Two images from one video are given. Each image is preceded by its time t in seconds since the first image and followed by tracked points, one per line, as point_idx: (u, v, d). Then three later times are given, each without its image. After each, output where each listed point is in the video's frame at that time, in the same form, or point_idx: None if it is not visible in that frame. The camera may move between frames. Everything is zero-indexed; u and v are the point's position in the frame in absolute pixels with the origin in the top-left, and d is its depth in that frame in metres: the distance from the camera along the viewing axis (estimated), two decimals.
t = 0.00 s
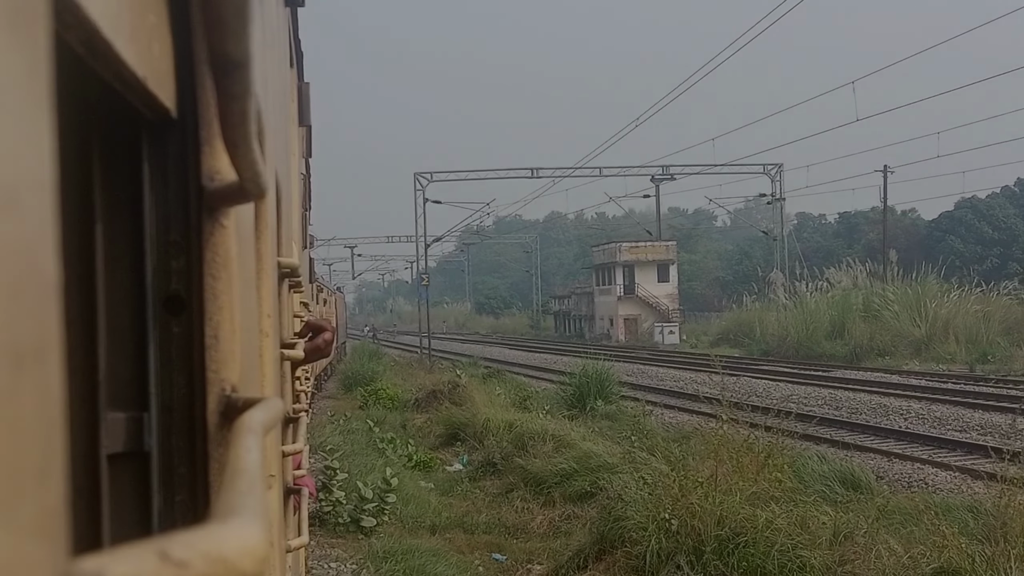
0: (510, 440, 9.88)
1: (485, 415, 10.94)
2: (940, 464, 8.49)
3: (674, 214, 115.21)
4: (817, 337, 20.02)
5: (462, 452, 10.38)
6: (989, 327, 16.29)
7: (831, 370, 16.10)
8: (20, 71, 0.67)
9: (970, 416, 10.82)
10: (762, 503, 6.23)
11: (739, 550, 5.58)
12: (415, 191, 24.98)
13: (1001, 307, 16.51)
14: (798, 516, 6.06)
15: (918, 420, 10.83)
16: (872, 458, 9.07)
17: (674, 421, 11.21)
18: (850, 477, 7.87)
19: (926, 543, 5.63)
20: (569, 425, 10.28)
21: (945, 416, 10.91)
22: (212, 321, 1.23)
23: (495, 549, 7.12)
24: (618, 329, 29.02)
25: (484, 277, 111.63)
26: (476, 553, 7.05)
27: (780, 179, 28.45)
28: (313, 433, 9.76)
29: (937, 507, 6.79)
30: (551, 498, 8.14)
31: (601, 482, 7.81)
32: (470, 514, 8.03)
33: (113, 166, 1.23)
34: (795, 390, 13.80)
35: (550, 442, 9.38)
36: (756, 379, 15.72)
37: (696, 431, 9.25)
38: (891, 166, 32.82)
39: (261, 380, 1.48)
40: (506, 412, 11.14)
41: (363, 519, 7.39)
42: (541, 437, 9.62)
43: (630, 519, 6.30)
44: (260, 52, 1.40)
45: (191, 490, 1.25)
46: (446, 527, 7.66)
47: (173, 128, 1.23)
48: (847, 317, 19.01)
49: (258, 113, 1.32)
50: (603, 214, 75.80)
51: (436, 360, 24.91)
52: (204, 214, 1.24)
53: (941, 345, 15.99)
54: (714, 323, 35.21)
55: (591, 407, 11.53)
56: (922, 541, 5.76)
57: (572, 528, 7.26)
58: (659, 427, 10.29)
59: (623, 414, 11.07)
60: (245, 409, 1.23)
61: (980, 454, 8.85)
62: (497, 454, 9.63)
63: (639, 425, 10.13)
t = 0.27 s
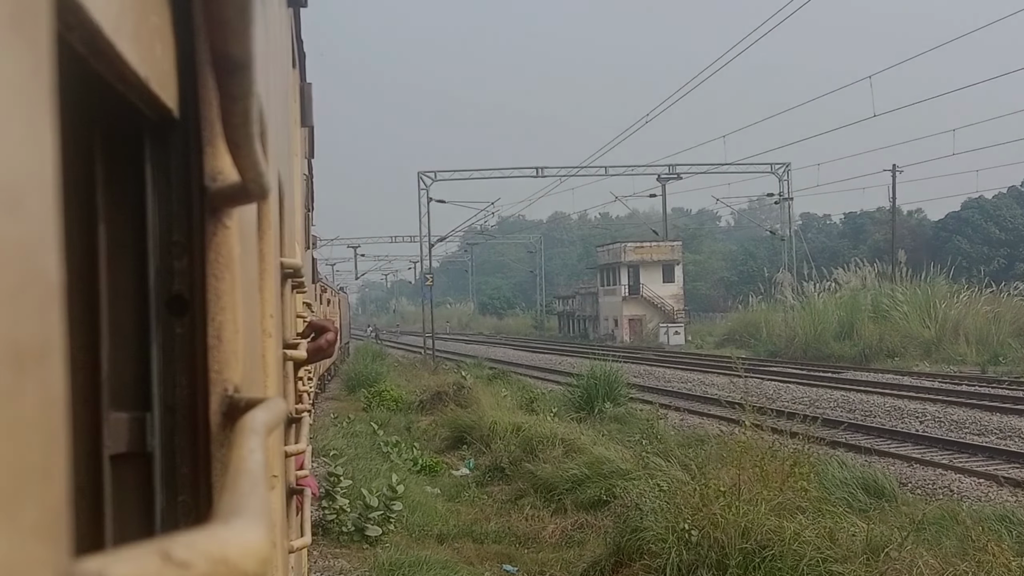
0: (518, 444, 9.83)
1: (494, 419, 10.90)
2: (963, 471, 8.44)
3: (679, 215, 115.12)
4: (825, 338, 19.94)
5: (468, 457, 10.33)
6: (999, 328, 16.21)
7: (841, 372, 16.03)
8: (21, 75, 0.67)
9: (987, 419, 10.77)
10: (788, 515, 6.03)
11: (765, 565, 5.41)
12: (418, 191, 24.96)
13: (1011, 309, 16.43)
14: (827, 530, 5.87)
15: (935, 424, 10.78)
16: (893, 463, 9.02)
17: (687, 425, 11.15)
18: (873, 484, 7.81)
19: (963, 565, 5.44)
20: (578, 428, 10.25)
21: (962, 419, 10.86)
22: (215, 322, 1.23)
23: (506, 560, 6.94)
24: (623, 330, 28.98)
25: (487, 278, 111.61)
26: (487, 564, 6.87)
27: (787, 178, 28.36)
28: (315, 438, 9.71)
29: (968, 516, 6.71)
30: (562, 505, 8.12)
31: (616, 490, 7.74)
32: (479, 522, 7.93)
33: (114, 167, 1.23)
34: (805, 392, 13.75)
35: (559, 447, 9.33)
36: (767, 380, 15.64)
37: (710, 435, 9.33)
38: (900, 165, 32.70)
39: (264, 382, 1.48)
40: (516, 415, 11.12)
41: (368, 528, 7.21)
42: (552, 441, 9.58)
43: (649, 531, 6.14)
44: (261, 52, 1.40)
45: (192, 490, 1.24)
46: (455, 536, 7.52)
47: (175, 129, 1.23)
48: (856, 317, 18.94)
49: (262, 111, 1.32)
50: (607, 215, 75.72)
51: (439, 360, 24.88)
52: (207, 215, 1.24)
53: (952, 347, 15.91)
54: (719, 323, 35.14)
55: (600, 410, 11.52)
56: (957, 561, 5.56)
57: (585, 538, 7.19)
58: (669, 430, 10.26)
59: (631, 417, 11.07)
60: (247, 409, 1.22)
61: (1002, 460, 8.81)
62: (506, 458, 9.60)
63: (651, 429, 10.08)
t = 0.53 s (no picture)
0: (526, 448, 9.70)
1: (503, 421, 10.82)
2: (987, 477, 8.37)
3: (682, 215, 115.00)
4: (834, 339, 19.85)
5: (475, 460, 10.20)
6: (1011, 329, 16.12)
7: (852, 373, 15.94)
8: (21, 74, 0.67)
9: (1006, 423, 10.71)
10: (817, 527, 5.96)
11: None
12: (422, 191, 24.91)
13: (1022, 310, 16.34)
14: (857, 544, 5.81)
15: (953, 427, 10.71)
16: (915, 468, 8.93)
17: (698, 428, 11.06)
18: (897, 492, 7.63)
19: None
20: (586, 430, 10.16)
21: (980, 423, 10.80)
22: (218, 322, 1.22)
23: (516, 570, 6.57)
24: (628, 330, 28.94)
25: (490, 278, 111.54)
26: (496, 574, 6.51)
27: (796, 177, 28.25)
28: (320, 443, 9.56)
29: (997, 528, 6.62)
30: (574, 513, 7.83)
31: (628, 497, 7.53)
32: (488, 530, 7.59)
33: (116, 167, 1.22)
34: (816, 394, 13.66)
35: (570, 451, 9.16)
36: (779, 381, 15.49)
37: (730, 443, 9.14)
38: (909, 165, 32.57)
39: (267, 383, 1.48)
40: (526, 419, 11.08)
41: (374, 538, 7.04)
42: (562, 445, 9.42)
43: (668, 542, 6.02)
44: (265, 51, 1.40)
45: (196, 491, 1.23)
46: (461, 545, 7.19)
47: (178, 130, 1.23)
48: (865, 318, 18.87)
49: (264, 114, 1.32)
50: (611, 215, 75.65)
51: (443, 361, 24.81)
52: (211, 215, 1.24)
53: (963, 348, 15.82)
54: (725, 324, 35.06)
55: (608, 412, 11.49)
56: None
57: (599, 549, 6.84)
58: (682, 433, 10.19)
59: (642, 420, 11.04)
60: (250, 410, 1.22)
61: None
62: (513, 463, 9.43)
63: (662, 432, 9.98)
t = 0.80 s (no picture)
0: (534, 452, 9.59)
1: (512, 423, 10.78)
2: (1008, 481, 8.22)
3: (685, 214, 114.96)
4: (841, 339, 19.78)
5: (480, 464, 10.11)
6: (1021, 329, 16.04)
7: (861, 374, 15.87)
8: (22, 72, 0.67)
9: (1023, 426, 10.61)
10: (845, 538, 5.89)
11: None
12: (425, 191, 24.89)
13: None
14: (889, 554, 5.72)
15: (969, 430, 10.61)
16: (934, 472, 8.80)
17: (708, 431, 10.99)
18: (922, 498, 7.51)
19: None
20: (591, 433, 10.13)
21: (996, 426, 10.70)
22: (218, 322, 1.24)
23: None
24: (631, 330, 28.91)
25: (493, 278, 111.52)
26: None
27: (802, 176, 28.18)
28: (322, 447, 9.49)
29: None
30: (583, 520, 7.73)
31: (643, 504, 7.42)
32: (497, 538, 7.49)
33: (118, 168, 1.22)
34: (826, 396, 13.60)
35: (579, 455, 9.04)
36: (787, 383, 15.45)
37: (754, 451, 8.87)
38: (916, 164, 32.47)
39: (269, 381, 1.48)
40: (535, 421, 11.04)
41: (377, 547, 6.73)
42: (574, 448, 9.28)
43: (690, 554, 5.97)
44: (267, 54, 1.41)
45: (198, 492, 1.24)
46: (469, 555, 7.02)
47: (180, 129, 1.23)
48: (873, 318, 18.79)
49: (266, 114, 1.33)
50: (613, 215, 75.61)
51: (446, 362, 24.79)
52: (212, 216, 1.25)
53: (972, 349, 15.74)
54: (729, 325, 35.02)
55: (615, 414, 11.48)
56: None
57: (613, 558, 6.73)
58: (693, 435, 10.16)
59: (650, 423, 11.02)
60: (252, 410, 1.24)
61: None
62: (521, 467, 9.29)
63: (672, 436, 9.91)
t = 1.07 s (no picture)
0: (542, 457, 9.35)
1: (521, 425, 10.67)
2: None
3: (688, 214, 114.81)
4: (849, 340, 19.68)
5: (487, 468, 9.97)
6: None
7: (872, 375, 15.75)
8: (24, 71, 0.67)
9: None
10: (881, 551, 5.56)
11: None
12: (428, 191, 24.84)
13: None
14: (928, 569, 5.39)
15: (987, 433, 10.48)
16: (957, 477, 8.64)
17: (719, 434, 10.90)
18: (950, 507, 7.20)
19: None
20: (599, 435, 10.04)
21: (1015, 428, 10.57)
22: (220, 323, 1.24)
23: None
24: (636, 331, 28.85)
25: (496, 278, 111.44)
26: None
27: (809, 174, 28.06)
28: (324, 451, 9.37)
29: None
30: (597, 529, 7.40)
31: (660, 514, 7.00)
32: (506, 548, 7.17)
33: (122, 167, 1.22)
34: (837, 397, 13.50)
35: (589, 461, 8.77)
36: (797, 385, 15.31)
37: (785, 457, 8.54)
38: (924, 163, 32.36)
39: (271, 382, 1.49)
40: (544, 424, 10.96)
41: (382, 559, 5.95)
42: (585, 452, 9.02)
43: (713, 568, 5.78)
44: (269, 59, 1.42)
45: (200, 491, 1.24)
46: (480, 568, 6.76)
47: (182, 129, 1.23)
48: (882, 318, 18.70)
49: (267, 115, 1.33)
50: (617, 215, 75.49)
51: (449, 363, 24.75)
52: (214, 217, 1.25)
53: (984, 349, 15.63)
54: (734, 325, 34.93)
55: (624, 416, 11.41)
56: None
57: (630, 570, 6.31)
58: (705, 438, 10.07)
59: (659, 425, 10.95)
60: (254, 410, 1.24)
61: None
62: (529, 472, 9.03)
63: (684, 442, 9.79)
